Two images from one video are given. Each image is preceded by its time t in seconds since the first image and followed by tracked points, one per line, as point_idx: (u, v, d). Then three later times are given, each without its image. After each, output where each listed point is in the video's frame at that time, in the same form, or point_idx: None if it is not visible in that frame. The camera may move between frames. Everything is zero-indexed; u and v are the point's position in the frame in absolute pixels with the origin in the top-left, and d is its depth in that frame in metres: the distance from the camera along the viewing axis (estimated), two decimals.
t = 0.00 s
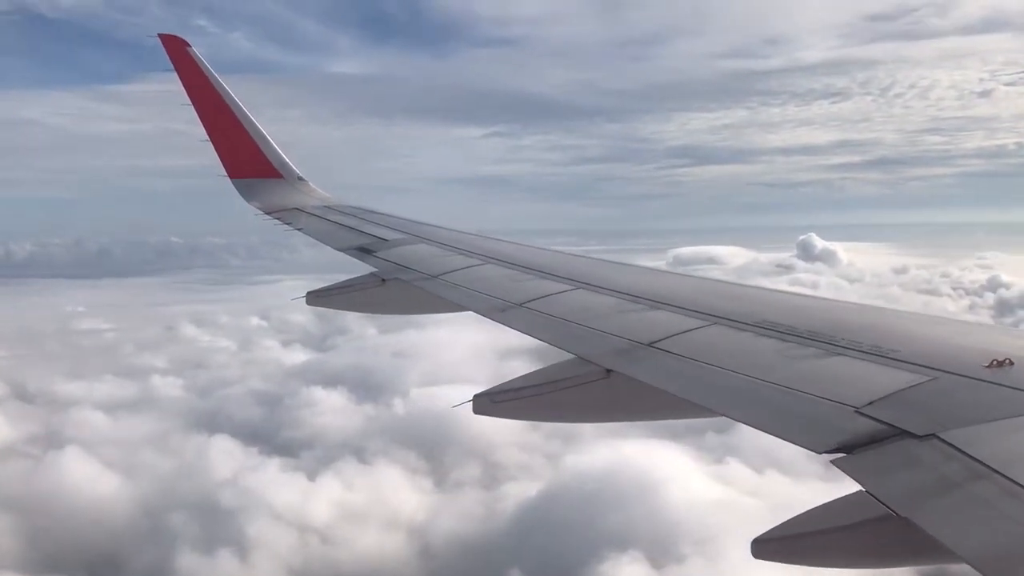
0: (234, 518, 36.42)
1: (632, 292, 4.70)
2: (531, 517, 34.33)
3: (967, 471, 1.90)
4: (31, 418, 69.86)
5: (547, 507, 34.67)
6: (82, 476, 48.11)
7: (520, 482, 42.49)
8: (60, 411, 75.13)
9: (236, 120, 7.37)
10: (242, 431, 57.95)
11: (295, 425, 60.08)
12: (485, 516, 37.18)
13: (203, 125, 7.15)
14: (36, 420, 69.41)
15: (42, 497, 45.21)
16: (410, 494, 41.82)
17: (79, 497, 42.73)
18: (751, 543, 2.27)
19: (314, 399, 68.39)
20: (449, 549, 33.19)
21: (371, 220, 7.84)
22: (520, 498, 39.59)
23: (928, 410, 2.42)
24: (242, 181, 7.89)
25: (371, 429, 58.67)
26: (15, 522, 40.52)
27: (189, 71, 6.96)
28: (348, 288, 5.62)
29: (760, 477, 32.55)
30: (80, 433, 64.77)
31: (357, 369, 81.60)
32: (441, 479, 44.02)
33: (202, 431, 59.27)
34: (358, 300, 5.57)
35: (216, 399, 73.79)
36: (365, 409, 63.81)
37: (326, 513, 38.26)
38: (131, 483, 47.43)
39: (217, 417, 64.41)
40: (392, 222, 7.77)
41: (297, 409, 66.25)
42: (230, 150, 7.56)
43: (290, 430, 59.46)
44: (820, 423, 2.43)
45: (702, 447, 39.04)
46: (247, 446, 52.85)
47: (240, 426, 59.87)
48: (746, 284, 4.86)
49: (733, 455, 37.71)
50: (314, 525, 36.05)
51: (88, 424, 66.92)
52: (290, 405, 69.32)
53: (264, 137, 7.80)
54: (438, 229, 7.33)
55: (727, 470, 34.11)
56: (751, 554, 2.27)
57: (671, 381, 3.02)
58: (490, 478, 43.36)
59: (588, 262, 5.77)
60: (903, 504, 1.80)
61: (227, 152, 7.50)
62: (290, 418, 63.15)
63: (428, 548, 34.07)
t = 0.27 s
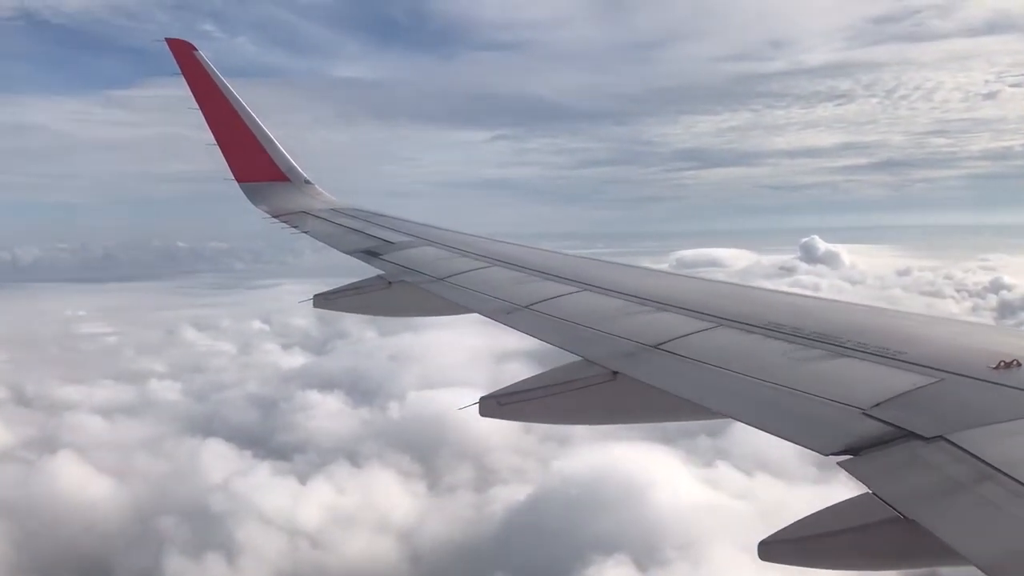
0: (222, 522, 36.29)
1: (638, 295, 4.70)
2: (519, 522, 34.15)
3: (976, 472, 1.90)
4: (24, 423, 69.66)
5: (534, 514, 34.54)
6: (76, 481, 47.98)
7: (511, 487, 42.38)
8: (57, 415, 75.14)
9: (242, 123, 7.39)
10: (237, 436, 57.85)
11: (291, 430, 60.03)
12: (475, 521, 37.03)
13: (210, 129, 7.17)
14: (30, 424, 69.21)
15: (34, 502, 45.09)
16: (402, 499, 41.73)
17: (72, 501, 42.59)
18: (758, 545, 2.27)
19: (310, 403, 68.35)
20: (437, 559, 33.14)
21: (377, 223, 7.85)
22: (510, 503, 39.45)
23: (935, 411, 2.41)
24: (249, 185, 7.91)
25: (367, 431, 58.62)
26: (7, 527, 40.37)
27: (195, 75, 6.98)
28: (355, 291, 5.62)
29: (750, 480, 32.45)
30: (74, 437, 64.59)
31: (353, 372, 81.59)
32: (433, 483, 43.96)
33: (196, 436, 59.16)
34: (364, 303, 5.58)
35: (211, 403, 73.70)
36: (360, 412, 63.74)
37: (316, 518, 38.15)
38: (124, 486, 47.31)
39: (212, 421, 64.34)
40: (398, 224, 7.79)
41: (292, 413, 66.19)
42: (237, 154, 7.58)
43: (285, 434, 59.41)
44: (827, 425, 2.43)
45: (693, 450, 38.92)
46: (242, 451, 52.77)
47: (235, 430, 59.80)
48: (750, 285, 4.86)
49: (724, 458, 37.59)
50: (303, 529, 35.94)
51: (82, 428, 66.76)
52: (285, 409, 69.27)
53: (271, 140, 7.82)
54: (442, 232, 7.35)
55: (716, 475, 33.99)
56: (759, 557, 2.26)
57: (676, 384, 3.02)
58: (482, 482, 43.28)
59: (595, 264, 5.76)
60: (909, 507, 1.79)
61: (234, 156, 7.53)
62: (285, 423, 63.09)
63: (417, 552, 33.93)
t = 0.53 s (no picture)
0: (211, 523, 36.27)
1: (646, 296, 4.71)
2: (507, 525, 34.06)
3: (985, 474, 1.89)
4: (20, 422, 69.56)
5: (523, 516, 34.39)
6: (71, 481, 47.94)
7: (503, 489, 42.26)
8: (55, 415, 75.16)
9: (250, 124, 7.41)
10: (234, 438, 57.84)
11: (287, 432, 60.06)
12: (465, 523, 36.95)
13: (218, 129, 7.19)
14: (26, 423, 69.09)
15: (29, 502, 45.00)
16: (394, 501, 41.71)
17: (66, 500, 42.55)
18: (766, 547, 2.26)
19: (306, 404, 68.36)
20: (425, 558, 32.97)
21: (384, 224, 7.85)
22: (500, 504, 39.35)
23: (942, 413, 2.40)
24: (257, 185, 7.92)
25: (364, 431, 58.61)
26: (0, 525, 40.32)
27: (203, 75, 7.00)
28: (362, 291, 5.63)
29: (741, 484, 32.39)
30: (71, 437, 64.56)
31: (350, 373, 81.57)
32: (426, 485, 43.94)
33: (192, 437, 59.12)
34: (371, 303, 5.59)
35: (207, 404, 73.66)
36: (357, 413, 63.72)
37: (307, 519, 38.10)
38: (119, 486, 47.25)
39: (209, 422, 64.33)
40: (406, 225, 7.79)
41: (289, 414, 66.19)
42: (245, 154, 7.59)
43: (281, 436, 59.38)
44: (835, 426, 2.42)
45: (685, 453, 38.77)
46: (236, 453, 52.75)
47: (231, 432, 59.78)
48: (754, 286, 4.87)
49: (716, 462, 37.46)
50: (292, 532, 35.91)
51: (79, 429, 66.72)
52: (282, 410, 69.25)
53: (279, 140, 7.84)
54: (449, 232, 7.37)
55: (707, 479, 33.86)
56: (767, 559, 2.26)
57: (682, 385, 3.01)
58: (474, 485, 43.20)
59: (603, 265, 5.76)
60: (919, 509, 1.78)
61: (241, 155, 7.53)
62: (282, 424, 63.10)
63: (406, 554, 33.88)
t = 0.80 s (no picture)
0: (204, 523, 36.30)
1: (657, 296, 4.70)
2: (499, 527, 33.99)
3: (995, 477, 1.88)
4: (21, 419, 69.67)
5: (514, 517, 34.22)
6: (71, 479, 48.06)
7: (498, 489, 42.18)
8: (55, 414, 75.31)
9: (263, 123, 7.43)
10: (233, 437, 57.92)
11: (287, 431, 60.16)
12: (457, 523, 36.92)
13: (231, 129, 7.22)
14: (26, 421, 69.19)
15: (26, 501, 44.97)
16: (389, 500, 41.72)
17: (65, 497, 42.64)
18: (777, 550, 2.26)
19: (306, 404, 68.46)
20: (416, 556, 32.91)
21: (396, 224, 7.86)
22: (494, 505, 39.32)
23: (955, 417, 2.39)
24: (269, 185, 7.95)
25: (363, 431, 58.68)
26: None
27: (216, 75, 7.03)
28: (373, 291, 5.64)
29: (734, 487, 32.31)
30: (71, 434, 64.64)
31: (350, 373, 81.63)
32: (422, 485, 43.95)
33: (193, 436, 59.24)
34: (382, 303, 5.60)
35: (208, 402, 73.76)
36: (356, 414, 63.79)
37: (302, 519, 38.13)
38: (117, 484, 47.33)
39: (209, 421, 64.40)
40: (418, 225, 7.80)
41: (289, 413, 66.28)
42: (257, 154, 7.62)
43: (281, 435, 59.47)
44: (846, 428, 2.41)
45: (679, 454, 38.64)
46: (234, 452, 52.85)
47: (231, 431, 59.87)
48: (761, 286, 4.88)
49: (710, 463, 37.35)
50: (285, 532, 35.95)
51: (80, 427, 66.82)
52: (282, 408, 69.28)
53: (291, 140, 7.86)
54: (459, 232, 7.40)
55: (700, 480, 33.73)
56: (778, 561, 2.25)
57: (693, 386, 3.01)
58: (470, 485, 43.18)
59: (614, 265, 5.75)
60: (929, 512, 1.77)
61: (254, 156, 7.56)
62: (280, 424, 63.19)
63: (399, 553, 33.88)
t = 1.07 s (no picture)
0: (199, 520, 36.49)
1: (667, 296, 4.70)
2: (492, 523, 34.03)
3: (1004, 478, 1.89)
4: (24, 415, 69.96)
5: (508, 514, 34.27)
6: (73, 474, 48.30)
7: (494, 486, 42.21)
8: (60, 408, 75.73)
9: (276, 123, 7.46)
10: (234, 434, 58.12)
11: (288, 428, 60.34)
12: (450, 519, 36.98)
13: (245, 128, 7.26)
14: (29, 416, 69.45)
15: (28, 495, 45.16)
16: (384, 497, 41.83)
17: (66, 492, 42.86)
18: (784, 549, 2.26)
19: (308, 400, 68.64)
20: (409, 553, 32.94)
21: (409, 223, 7.88)
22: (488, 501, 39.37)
23: (964, 417, 2.39)
24: (283, 184, 7.99)
25: (365, 427, 58.82)
26: None
27: (230, 75, 7.07)
28: (385, 290, 5.67)
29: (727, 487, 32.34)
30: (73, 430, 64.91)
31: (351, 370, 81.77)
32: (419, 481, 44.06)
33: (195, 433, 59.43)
34: (394, 301, 5.62)
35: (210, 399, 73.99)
36: (357, 411, 63.91)
37: (297, 515, 38.26)
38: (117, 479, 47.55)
39: (211, 417, 64.60)
40: (431, 224, 7.82)
41: (291, 410, 66.46)
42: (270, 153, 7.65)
43: (282, 432, 59.65)
44: (854, 428, 2.42)
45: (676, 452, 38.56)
46: (234, 449, 53.03)
47: (233, 428, 60.06)
48: (772, 286, 4.88)
49: (706, 461, 37.25)
50: (280, 527, 36.06)
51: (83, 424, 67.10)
52: (284, 405, 69.48)
53: (304, 139, 7.90)
54: (473, 231, 7.41)
55: (695, 478, 33.69)
56: (786, 560, 2.26)
57: (703, 386, 3.01)
58: (467, 481, 43.27)
59: (626, 265, 5.76)
60: (937, 512, 1.78)
61: (267, 155, 7.60)
62: (281, 421, 63.39)
63: (393, 548, 33.98)
